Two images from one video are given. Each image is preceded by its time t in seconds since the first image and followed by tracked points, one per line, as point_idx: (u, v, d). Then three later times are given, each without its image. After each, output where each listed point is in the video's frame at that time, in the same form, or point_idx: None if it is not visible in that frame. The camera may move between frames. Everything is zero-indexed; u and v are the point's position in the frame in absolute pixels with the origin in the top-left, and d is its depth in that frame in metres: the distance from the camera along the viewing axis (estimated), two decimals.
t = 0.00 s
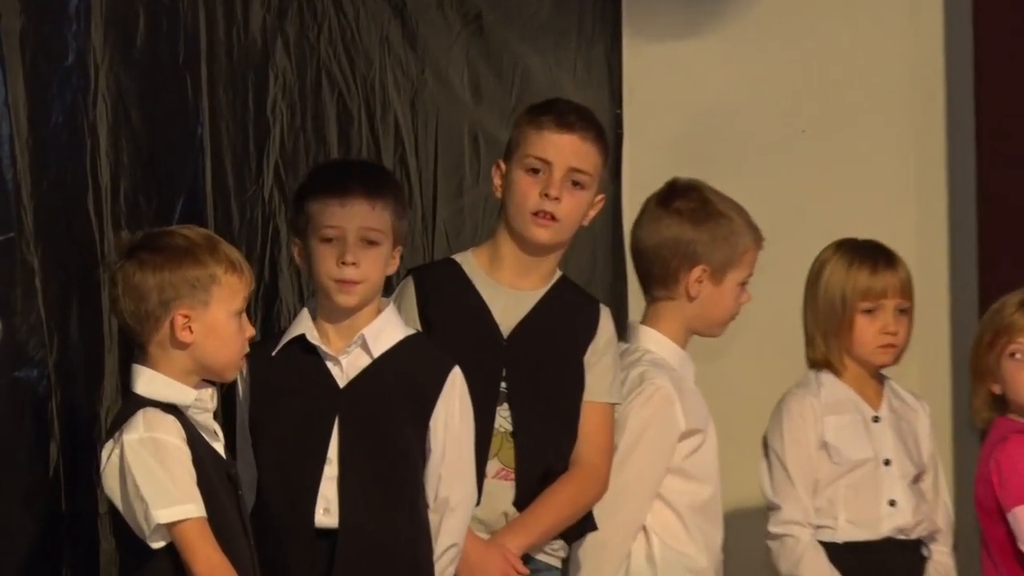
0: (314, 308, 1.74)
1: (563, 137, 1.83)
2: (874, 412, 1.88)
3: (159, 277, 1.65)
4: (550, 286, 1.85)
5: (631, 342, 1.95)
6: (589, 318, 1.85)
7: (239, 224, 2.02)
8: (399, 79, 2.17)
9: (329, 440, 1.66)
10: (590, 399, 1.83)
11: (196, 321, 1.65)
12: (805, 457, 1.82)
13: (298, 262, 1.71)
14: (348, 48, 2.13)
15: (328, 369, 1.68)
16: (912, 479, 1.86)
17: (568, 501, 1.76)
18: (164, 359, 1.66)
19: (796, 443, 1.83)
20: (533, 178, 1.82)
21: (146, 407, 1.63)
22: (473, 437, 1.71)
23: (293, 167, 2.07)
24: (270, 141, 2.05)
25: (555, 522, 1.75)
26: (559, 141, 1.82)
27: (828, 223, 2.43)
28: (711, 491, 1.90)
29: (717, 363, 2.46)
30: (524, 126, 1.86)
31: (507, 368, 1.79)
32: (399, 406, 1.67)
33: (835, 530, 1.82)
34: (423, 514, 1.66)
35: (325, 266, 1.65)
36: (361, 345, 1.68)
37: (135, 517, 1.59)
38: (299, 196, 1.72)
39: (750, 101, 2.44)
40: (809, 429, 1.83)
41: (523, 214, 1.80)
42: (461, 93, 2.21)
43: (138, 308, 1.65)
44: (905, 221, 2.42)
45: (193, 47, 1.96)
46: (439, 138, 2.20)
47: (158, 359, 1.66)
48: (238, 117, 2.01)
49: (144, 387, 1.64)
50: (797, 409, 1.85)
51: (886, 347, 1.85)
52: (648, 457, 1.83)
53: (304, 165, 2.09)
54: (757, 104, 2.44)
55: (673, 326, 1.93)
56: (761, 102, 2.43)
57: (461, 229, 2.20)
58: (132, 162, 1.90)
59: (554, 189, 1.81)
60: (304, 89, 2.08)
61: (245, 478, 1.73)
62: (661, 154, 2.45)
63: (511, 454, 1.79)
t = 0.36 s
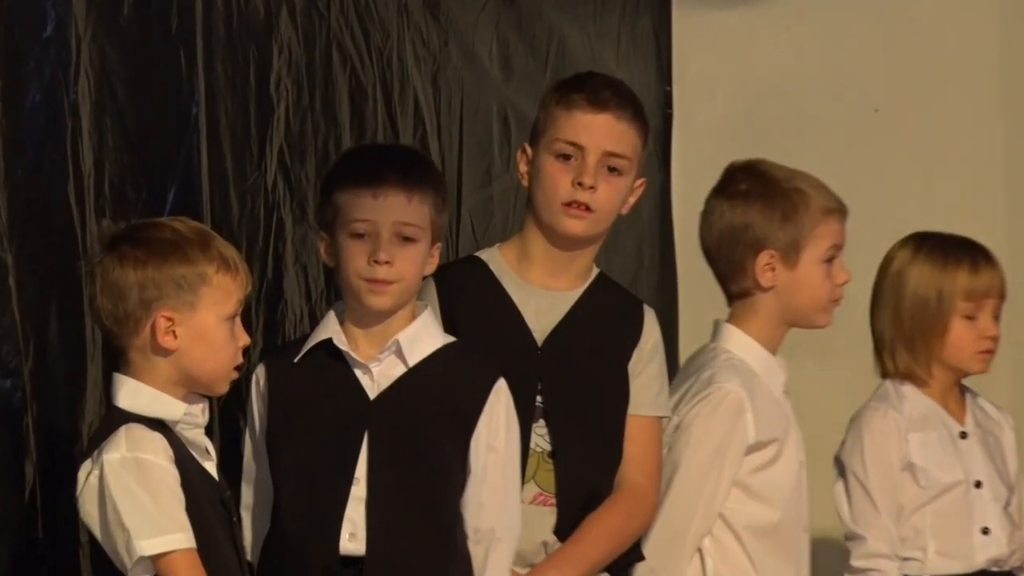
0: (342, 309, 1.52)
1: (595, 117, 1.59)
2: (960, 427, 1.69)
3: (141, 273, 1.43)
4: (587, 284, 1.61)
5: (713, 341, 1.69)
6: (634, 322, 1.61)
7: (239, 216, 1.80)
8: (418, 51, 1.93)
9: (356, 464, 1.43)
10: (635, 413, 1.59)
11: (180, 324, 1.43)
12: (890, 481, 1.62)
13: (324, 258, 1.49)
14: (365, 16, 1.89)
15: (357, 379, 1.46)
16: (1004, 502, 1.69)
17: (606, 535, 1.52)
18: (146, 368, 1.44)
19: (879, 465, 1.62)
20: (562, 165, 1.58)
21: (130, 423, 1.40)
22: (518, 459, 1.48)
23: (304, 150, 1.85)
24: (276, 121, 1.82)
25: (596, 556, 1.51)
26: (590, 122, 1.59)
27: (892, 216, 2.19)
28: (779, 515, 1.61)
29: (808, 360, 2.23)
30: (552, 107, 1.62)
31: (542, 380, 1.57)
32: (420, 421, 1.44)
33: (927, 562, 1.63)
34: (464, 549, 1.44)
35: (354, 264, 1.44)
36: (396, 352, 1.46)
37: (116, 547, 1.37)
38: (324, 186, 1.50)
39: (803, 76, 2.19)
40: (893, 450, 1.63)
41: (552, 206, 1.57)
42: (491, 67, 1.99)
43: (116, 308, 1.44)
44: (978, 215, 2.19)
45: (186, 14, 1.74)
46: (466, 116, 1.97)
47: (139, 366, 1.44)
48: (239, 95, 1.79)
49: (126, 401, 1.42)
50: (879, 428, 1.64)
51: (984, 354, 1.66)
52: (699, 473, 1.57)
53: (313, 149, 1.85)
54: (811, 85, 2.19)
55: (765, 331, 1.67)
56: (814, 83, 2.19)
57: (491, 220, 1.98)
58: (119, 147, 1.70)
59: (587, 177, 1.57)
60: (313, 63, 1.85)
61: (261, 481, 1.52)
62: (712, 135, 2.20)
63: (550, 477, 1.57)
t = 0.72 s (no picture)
0: (348, 320, 1.32)
1: (605, 93, 1.37)
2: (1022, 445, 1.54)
3: (94, 270, 1.23)
4: (602, 282, 1.40)
5: (773, 348, 1.49)
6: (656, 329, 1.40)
7: (211, 205, 1.61)
8: (413, 20, 1.69)
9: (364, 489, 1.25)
10: (654, 428, 1.39)
11: (139, 329, 1.22)
12: (955, 506, 1.46)
13: (328, 262, 1.29)
14: None
15: (365, 398, 1.27)
16: None
17: (623, 563, 1.33)
18: (101, 378, 1.23)
19: (938, 487, 1.46)
20: (570, 148, 1.36)
21: (82, 442, 1.20)
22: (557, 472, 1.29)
23: (285, 131, 1.64)
24: (252, 101, 1.62)
25: None
26: (600, 98, 1.37)
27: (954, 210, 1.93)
28: (834, 552, 1.40)
29: (880, 367, 1.96)
30: (556, 83, 1.40)
31: (548, 394, 1.36)
32: (408, 449, 1.26)
33: None
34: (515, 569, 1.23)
35: (362, 270, 1.24)
36: (408, 366, 1.28)
37: None
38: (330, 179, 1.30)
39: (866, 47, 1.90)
40: (957, 470, 1.47)
41: (557, 196, 1.35)
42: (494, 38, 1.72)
43: (66, 310, 1.23)
44: None
45: None
46: (466, 94, 1.72)
47: (94, 376, 1.23)
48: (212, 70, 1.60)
49: (77, 415, 1.22)
50: (941, 445, 1.48)
51: None
52: (752, 499, 1.35)
53: (294, 129, 1.65)
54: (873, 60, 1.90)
55: (831, 342, 1.47)
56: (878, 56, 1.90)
57: (494, 210, 1.74)
58: (75, 126, 1.55)
59: (598, 162, 1.35)
60: (294, 33, 1.64)
61: (240, 519, 1.29)
62: (756, 117, 1.88)
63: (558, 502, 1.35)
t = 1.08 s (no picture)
0: (358, 320, 1.28)
1: (618, 90, 1.33)
2: None
3: (82, 266, 1.19)
4: (609, 282, 1.36)
5: (790, 350, 1.45)
6: (664, 328, 1.36)
7: (205, 203, 1.58)
8: (414, 11, 1.65)
9: (376, 493, 1.22)
10: (661, 434, 1.35)
11: (128, 327, 1.18)
12: (982, 513, 1.43)
13: (338, 259, 1.25)
14: None
15: (378, 402, 1.23)
16: None
17: None
18: (92, 378, 1.19)
19: (962, 492, 1.44)
20: (580, 145, 1.32)
21: (75, 445, 1.16)
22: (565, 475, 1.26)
23: (282, 128, 1.60)
24: (248, 97, 1.59)
25: None
26: (613, 95, 1.32)
27: (967, 207, 1.90)
28: (850, 558, 1.35)
29: (901, 370, 1.92)
30: (568, 78, 1.36)
31: (552, 397, 1.32)
32: (415, 452, 1.22)
33: None
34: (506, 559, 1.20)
35: (376, 264, 1.20)
36: (422, 370, 1.24)
37: None
38: (343, 174, 1.26)
39: (879, 39, 1.86)
40: (979, 473, 1.45)
41: (565, 195, 1.31)
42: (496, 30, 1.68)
43: (54, 308, 1.19)
44: None
45: None
46: (468, 88, 1.67)
47: (82, 375, 1.19)
48: (205, 66, 1.57)
49: (70, 417, 1.17)
50: (964, 448, 1.45)
51: None
52: (769, 501, 1.31)
53: (291, 125, 1.61)
54: (882, 54, 1.86)
55: (850, 346, 1.43)
56: (890, 50, 1.86)
57: (497, 207, 1.70)
58: (66, 123, 1.53)
59: (609, 160, 1.31)
60: (291, 25, 1.60)
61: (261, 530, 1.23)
62: (764, 112, 1.84)
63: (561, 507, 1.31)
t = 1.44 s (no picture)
0: (359, 321, 1.28)
1: (647, 89, 1.33)
2: None
3: (89, 270, 1.19)
4: (621, 285, 1.36)
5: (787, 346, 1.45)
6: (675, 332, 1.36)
7: (209, 202, 1.58)
8: (417, 10, 1.65)
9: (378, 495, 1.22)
10: (668, 438, 1.35)
11: (137, 329, 1.18)
12: (982, 511, 1.43)
13: (341, 259, 1.25)
14: None
15: (380, 405, 1.23)
16: None
17: None
18: (101, 381, 1.19)
19: (964, 491, 1.44)
20: (605, 143, 1.32)
21: (80, 445, 1.16)
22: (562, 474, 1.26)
23: (284, 127, 1.60)
24: (252, 95, 1.59)
25: None
26: (641, 93, 1.32)
27: (970, 207, 1.90)
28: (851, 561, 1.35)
29: (900, 369, 1.92)
30: (599, 74, 1.36)
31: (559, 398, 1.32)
32: (417, 454, 1.22)
33: None
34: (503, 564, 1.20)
35: (379, 266, 1.20)
36: (424, 372, 1.24)
37: None
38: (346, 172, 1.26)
39: (882, 38, 1.86)
40: (980, 471, 1.45)
41: (588, 192, 1.30)
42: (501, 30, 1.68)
43: (62, 311, 1.19)
44: None
45: None
46: (473, 87, 1.67)
47: (93, 378, 1.19)
48: (209, 64, 1.57)
49: (75, 418, 1.17)
50: (964, 447, 1.45)
51: None
52: (771, 495, 1.31)
53: (295, 125, 1.61)
54: (886, 53, 1.86)
55: (844, 341, 1.43)
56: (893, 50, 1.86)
57: (501, 206, 1.70)
58: (70, 121, 1.53)
59: (632, 159, 1.31)
60: (295, 25, 1.60)
61: (263, 527, 1.24)
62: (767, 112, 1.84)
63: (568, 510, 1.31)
